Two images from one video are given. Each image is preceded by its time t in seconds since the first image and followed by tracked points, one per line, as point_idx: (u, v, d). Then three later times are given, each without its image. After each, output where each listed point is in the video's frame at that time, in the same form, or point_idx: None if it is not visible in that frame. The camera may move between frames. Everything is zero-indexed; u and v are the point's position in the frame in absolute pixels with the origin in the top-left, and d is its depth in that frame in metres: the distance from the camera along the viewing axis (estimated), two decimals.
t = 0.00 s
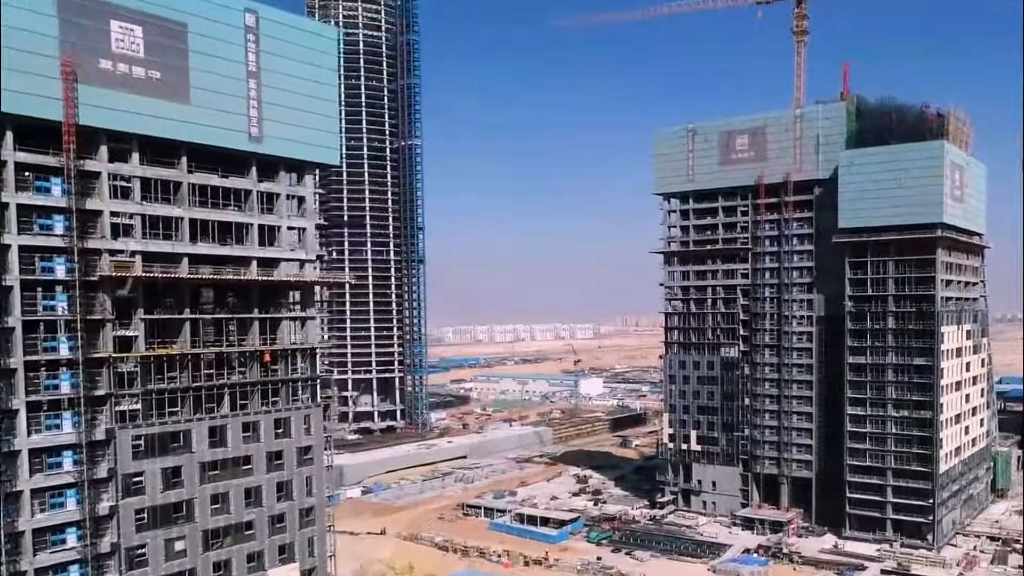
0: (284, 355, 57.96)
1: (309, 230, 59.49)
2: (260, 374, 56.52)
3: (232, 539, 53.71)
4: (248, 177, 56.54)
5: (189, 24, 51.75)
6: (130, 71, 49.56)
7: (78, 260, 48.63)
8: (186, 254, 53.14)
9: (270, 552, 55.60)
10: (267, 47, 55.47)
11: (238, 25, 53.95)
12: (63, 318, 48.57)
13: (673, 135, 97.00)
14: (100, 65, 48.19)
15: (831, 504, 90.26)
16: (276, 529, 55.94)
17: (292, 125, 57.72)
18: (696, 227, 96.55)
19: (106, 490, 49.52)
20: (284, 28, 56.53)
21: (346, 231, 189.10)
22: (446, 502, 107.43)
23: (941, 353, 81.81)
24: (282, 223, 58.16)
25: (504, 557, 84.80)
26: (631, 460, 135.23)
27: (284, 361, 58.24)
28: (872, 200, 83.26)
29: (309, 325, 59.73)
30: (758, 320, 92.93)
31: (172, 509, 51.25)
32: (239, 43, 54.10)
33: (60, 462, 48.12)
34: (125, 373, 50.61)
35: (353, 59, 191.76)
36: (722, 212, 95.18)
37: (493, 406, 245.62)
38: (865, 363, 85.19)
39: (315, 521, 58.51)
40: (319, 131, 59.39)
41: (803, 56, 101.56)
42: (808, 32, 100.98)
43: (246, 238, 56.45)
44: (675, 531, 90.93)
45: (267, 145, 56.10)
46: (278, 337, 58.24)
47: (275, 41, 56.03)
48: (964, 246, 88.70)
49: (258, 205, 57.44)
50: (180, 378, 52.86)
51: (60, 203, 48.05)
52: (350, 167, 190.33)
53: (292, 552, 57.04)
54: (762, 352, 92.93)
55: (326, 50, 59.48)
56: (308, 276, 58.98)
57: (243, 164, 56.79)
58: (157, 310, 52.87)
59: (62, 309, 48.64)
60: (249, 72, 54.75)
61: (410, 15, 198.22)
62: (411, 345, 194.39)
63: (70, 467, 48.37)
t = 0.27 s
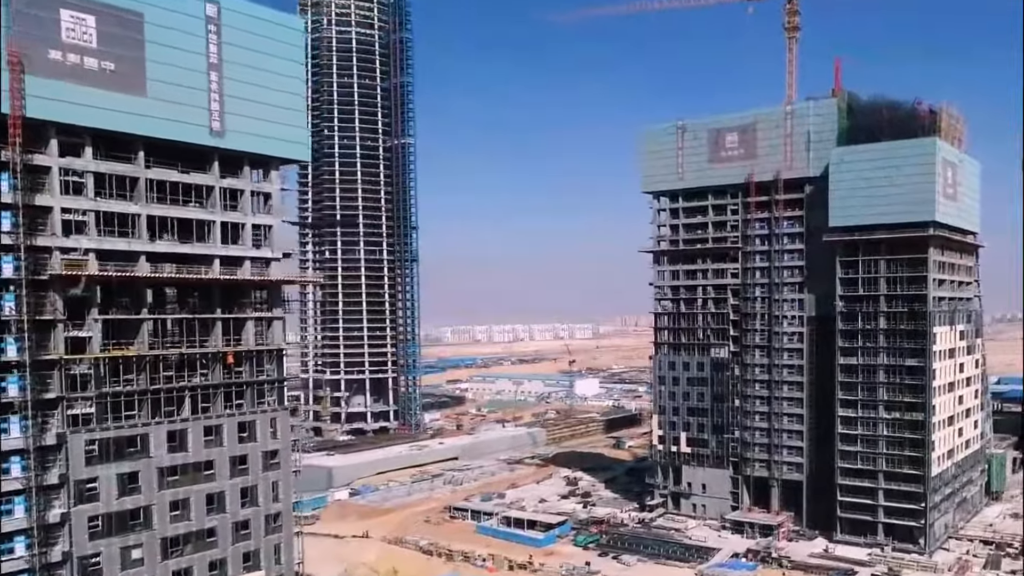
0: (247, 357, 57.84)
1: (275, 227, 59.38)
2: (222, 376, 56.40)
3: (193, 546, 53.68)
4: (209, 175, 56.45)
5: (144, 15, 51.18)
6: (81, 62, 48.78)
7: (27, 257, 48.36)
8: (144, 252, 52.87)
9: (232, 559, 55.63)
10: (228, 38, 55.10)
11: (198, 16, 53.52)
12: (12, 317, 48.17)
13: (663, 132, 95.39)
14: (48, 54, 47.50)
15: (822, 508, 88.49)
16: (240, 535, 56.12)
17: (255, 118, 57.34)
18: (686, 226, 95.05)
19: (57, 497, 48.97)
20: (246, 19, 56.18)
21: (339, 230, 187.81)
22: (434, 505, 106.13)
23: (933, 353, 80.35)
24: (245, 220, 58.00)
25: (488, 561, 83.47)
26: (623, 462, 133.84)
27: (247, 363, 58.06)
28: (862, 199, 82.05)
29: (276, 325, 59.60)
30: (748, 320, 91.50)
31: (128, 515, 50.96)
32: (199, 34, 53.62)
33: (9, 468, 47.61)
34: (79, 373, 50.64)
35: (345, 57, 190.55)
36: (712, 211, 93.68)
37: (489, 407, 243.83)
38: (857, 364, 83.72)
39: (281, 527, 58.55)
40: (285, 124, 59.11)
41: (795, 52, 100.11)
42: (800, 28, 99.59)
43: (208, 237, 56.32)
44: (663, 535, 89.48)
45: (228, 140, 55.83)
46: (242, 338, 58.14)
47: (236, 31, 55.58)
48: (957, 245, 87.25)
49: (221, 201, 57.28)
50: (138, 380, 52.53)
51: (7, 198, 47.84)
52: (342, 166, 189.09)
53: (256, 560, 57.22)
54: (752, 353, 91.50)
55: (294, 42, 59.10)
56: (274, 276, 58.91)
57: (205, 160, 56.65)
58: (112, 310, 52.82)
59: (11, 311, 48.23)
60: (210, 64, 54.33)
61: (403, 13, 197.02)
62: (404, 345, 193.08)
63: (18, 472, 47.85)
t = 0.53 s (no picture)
0: (212, 358, 56.70)
1: (240, 224, 58.43)
2: (185, 378, 55.20)
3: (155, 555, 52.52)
4: (171, 169, 54.94)
5: (100, 4, 49.23)
6: (32, 53, 46.27)
7: None
8: (102, 249, 51.29)
9: (196, 567, 54.31)
10: (190, 30, 53.59)
11: (158, 7, 51.97)
12: None
13: (652, 129, 94.09)
14: None
15: (812, 511, 87.24)
16: (205, 542, 55.01)
17: (219, 113, 55.97)
18: (675, 225, 93.78)
19: (9, 503, 47.08)
20: (208, 10, 54.69)
21: (331, 229, 186.71)
22: (422, 507, 104.84)
23: (925, 354, 78.97)
24: (210, 218, 56.70)
25: (473, 565, 82.11)
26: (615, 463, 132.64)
27: (212, 364, 56.88)
28: (853, 197, 80.73)
29: (242, 325, 58.64)
30: (738, 320, 90.23)
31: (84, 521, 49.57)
32: (159, 25, 52.01)
33: None
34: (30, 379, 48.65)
35: (338, 56, 189.52)
36: (702, 209, 92.30)
37: (484, 407, 242.77)
38: (848, 365, 82.38)
39: (249, 534, 57.60)
40: (250, 118, 57.86)
41: (787, 48, 98.82)
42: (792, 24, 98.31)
43: (171, 234, 55.02)
44: (652, 538, 88.12)
45: (190, 135, 54.47)
46: (207, 339, 56.91)
47: (198, 22, 54.03)
48: (950, 244, 85.91)
49: (184, 198, 55.82)
50: (97, 382, 51.13)
51: None
52: (335, 165, 187.95)
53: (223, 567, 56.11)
54: (742, 353, 90.21)
55: (259, 33, 57.75)
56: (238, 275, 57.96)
57: (167, 155, 55.09)
58: (67, 310, 51.05)
59: None
60: (171, 55, 52.72)
61: (397, 12, 196.06)
62: (398, 345, 191.88)
63: None
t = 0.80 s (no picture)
0: (174, 360, 55.51)
1: (204, 222, 57.24)
2: (146, 380, 54.00)
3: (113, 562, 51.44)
4: (130, 164, 53.62)
5: None
6: None
7: None
8: (57, 248, 50.14)
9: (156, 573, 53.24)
10: (150, 22, 52.45)
11: None
12: None
13: (641, 126, 92.72)
14: None
15: (803, 514, 85.96)
16: (166, 550, 54.11)
17: (180, 107, 54.73)
18: (665, 223, 92.48)
19: None
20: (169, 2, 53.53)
21: (324, 229, 185.50)
22: (409, 510, 103.56)
23: (917, 355, 77.58)
24: (173, 215, 55.51)
25: (457, 569, 80.81)
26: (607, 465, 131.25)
27: (175, 366, 55.68)
28: (843, 195, 79.42)
29: (206, 325, 57.54)
30: (729, 320, 88.90)
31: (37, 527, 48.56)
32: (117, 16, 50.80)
33: None
34: None
35: (331, 54, 188.37)
36: (692, 207, 90.93)
37: (480, 408, 241.52)
38: (839, 366, 81.00)
39: (214, 539, 56.68)
40: (215, 114, 56.83)
41: (779, 44, 97.49)
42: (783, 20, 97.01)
43: (131, 231, 53.74)
44: (641, 542, 86.75)
45: (151, 129, 53.33)
46: (170, 340, 55.93)
47: (159, 14, 52.94)
48: (943, 243, 84.58)
49: (144, 193, 54.52)
50: (51, 384, 49.78)
51: None
52: (328, 164, 186.78)
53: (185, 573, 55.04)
54: (733, 354, 88.89)
55: (225, 27, 56.74)
56: (202, 273, 56.95)
57: (126, 150, 53.78)
58: (19, 310, 50.11)
59: None
60: (131, 47, 51.54)
61: (390, 10, 194.65)
62: (391, 345, 190.63)
63: None
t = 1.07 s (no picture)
0: (132, 362, 54.49)
1: (164, 217, 56.46)
2: (101, 382, 52.89)
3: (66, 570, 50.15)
4: (83, 158, 52.77)
5: None
6: None
7: None
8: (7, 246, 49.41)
9: None
10: (103, 11, 51.14)
11: None
12: None
13: (629, 123, 91.13)
14: None
15: (794, 518, 84.52)
16: (123, 558, 52.74)
17: (135, 99, 53.59)
18: (654, 222, 91.07)
19: None
20: None
21: (316, 228, 184.01)
22: (395, 513, 102.11)
23: (909, 355, 76.10)
24: (131, 212, 54.72)
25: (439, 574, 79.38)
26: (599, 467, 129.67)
27: (132, 367, 54.60)
28: (833, 193, 77.98)
29: (165, 325, 56.65)
30: (718, 320, 87.44)
31: None
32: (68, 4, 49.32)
33: None
34: None
35: (323, 52, 186.87)
36: (681, 205, 89.48)
37: (475, 408, 239.86)
38: (829, 367, 79.53)
39: (175, 546, 55.39)
40: (172, 107, 55.75)
41: (770, 40, 96.05)
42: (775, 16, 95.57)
43: (87, 228, 52.77)
44: (628, 546, 85.25)
45: (105, 122, 52.13)
46: (126, 341, 55.24)
47: (112, 4, 51.65)
48: (935, 242, 83.05)
49: (99, 189, 53.84)
50: None
51: None
52: (320, 163, 185.28)
53: None
54: (722, 355, 87.44)
55: (182, 18, 55.78)
56: (162, 270, 56.25)
57: (80, 144, 52.73)
58: None
59: None
60: (83, 37, 50.14)
61: (382, 7, 192.71)
62: (384, 345, 188.82)
63: None
